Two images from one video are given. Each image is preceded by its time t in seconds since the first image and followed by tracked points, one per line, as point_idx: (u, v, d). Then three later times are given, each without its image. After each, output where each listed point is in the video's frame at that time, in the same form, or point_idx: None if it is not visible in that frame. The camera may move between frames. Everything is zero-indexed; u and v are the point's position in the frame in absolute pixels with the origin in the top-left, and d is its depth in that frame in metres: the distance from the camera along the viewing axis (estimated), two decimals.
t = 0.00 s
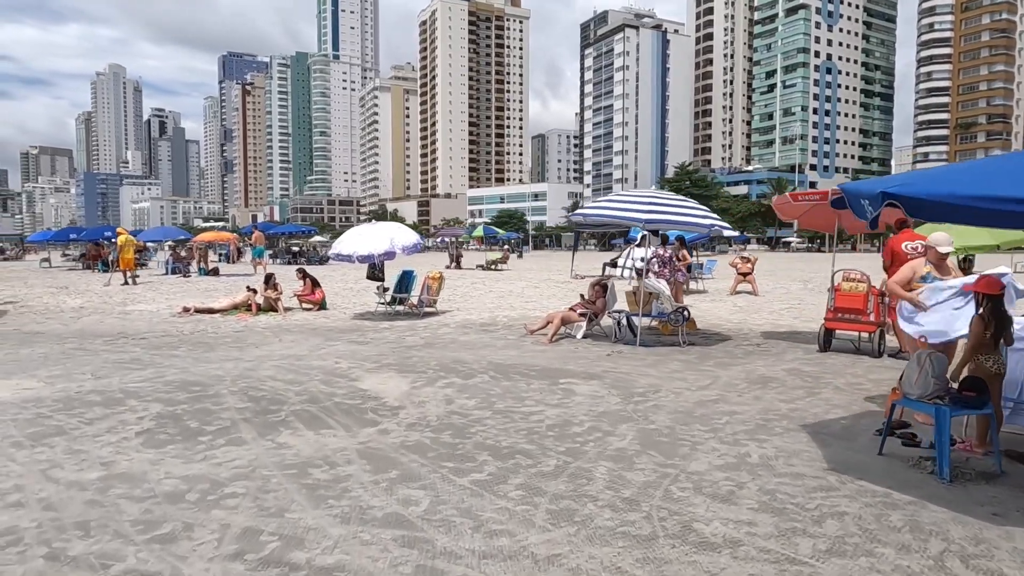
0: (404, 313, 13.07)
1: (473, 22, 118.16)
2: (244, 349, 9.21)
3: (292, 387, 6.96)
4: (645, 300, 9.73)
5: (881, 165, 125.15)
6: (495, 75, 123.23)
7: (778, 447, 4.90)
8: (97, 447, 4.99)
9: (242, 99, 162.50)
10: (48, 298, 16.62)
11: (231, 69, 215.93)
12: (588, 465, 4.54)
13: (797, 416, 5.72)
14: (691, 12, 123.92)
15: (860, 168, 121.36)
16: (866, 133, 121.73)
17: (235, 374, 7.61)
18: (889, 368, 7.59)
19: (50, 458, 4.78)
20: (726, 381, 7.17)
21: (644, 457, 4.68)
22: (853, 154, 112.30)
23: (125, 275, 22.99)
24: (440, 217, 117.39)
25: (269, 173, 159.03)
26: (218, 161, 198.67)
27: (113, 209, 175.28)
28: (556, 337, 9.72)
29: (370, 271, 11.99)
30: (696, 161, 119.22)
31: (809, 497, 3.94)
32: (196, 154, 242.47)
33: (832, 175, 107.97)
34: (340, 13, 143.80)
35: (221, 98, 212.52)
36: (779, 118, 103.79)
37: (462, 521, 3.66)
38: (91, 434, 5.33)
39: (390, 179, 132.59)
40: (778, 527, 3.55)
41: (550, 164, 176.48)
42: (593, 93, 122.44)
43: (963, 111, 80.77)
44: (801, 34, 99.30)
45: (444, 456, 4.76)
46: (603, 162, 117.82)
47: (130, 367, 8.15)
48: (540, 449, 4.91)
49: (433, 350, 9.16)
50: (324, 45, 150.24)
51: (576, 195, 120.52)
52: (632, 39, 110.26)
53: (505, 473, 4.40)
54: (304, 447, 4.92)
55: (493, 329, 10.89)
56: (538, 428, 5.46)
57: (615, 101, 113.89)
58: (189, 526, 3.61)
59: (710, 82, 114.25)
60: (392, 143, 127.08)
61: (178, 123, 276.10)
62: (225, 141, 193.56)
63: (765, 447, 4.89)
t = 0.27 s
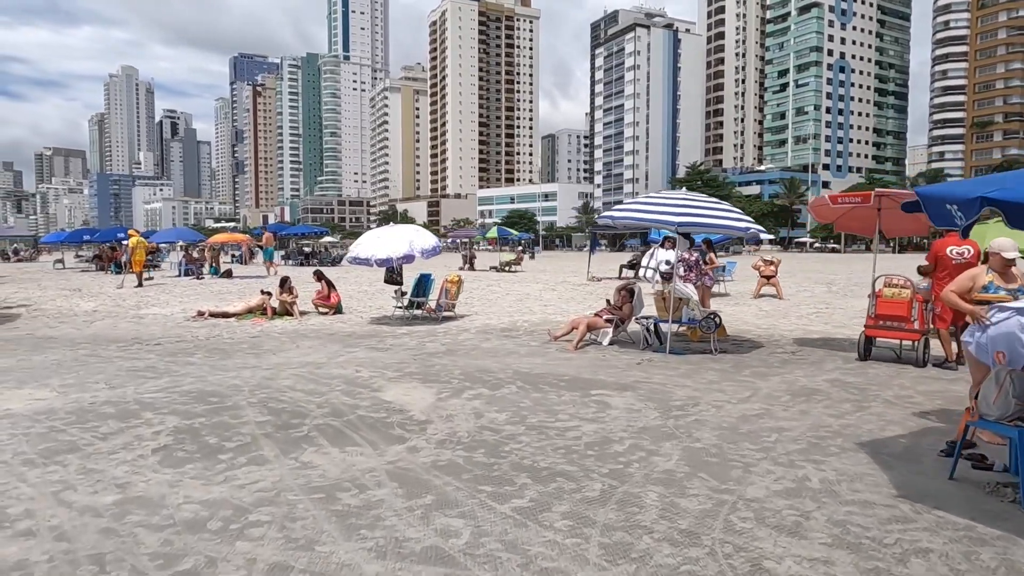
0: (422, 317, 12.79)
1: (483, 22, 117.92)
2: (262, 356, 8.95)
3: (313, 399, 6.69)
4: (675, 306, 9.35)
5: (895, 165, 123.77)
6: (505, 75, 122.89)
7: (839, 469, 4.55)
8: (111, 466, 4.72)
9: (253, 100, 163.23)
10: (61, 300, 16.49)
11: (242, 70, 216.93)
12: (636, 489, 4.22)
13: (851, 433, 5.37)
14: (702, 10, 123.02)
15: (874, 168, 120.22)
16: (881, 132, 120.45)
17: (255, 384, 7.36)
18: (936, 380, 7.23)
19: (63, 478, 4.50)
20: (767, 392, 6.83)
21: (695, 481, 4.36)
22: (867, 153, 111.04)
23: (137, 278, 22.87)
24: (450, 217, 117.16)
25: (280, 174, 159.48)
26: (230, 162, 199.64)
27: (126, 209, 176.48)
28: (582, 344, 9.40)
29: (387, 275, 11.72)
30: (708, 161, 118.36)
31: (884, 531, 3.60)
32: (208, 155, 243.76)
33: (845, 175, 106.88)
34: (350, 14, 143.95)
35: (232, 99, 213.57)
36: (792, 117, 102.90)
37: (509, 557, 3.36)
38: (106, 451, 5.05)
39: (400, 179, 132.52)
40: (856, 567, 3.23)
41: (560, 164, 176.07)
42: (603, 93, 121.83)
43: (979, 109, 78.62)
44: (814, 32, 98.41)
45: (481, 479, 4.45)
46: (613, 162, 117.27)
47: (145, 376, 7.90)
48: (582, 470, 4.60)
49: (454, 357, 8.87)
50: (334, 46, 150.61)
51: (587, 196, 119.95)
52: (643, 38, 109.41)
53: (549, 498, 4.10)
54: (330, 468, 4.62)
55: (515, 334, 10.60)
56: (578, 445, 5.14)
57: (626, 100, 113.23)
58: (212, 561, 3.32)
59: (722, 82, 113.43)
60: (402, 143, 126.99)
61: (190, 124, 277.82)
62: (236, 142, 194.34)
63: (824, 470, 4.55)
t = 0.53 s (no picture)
0: (438, 317, 12.49)
1: (494, 22, 117.75)
2: (276, 357, 8.63)
3: (331, 401, 6.36)
4: (705, 306, 8.95)
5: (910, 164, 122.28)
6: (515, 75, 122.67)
7: (907, 481, 4.17)
8: (120, 473, 4.41)
9: (264, 101, 163.82)
10: (73, 299, 16.31)
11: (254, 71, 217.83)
12: (688, 503, 3.86)
13: (914, 443, 4.96)
14: (714, 9, 122.21)
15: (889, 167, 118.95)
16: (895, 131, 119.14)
17: (271, 385, 7.05)
18: (991, 383, 6.78)
19: (66, 488, 4.17)
20: (810, 395, 6.47)
21: (753, 495, 3.98)
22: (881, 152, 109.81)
23: (148, 277, 22.72)
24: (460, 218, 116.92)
25: (291, 175, 160.00)
26: (241, 162, 200.61)
27: (139, 210, 177.70)
28: (607, 344, 9.07)
29: (404, 272, 11.40)
30: (720, 160, 117.51)
31: (970, 554, 3.23)
32: (220, 156, 245.01)
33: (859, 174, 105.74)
34: (361, 15, 144.19)
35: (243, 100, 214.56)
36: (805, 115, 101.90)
37: None
38: (114, 457, 4.75)
39: (410, 179, 132.55)
40: None
41: (571, 163, 175.51)
42: (614, 93, 121.28)
43: (996, 107, 77.30)
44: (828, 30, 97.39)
45: (516, 491, 4.08)
46: (625, 162, 116.60)
47: (156, 376, 7.61)
48: (625, 481, 4.24)
49: (475, 358, 8.53)
50: (345, 47, 150.92)
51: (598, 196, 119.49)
52: (655, 37, 108.68)
53: (593, 515, 3.73)
54: (353, 478, 4.28)
55: (536, 334, 10.25)
56: (617, 454, 4.78)
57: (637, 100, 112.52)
58: None
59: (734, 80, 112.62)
60: (412, 143, 127.02)
61: (202, 125, 279.25)
62: (248, 143, 195.36)
63: (890, 482, 4.17)
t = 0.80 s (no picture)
0: (457, 322, 12.18)
1: (504, 22, 117.51)
2: (293, 365, 8.33)
3: (352, 416, 6.05)
4: (741, 313, 8.55)
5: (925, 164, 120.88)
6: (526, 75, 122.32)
7: (991, 516, 3.79)
8: (132, 501, 4.10)
9: (275, 102, 164.54)
10: (85, 302, 16.09)
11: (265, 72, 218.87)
12: (754, 541, 3.50)
13: (988, 468, 4.57)
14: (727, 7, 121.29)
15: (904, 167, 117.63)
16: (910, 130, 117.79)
17: (291, 397, 6.74)
18: None
19: (76, 518, 3.86)
20: (860, 411, 6.07)
21: (825, 532, 3.60)
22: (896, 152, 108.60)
23: (160, 278, 22.50)
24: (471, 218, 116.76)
25: (302, 175, 160.47)
26: (253, 163, 201.64)
27: (151, 211, 178.92)
28: (635, 353, 8.72)
29: (423, 277, 11.10)
30: (732, 160, 116.63)
31: None
32: (231, 157, 246.32)
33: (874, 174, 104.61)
34: (372, 15, 144.42)
35: (255, 101, 215.52)
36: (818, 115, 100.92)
37: None
38: (126, 481, 4.44)
39: (421, 180, 132.56)
40: None
41: (581, 164, 175.16)
42: (626, 93, 120.73)
43: (1014, 106, 76.08)
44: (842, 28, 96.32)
45: (564, 524, 3.73)
46: (636, 162, 116.00)
47: (169, 387, 7.33)
48: (680, 514, 3.88)
49: (500, 367, 8.20)
50: (355, 48, 151.36)
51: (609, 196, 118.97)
52: (666, 36, 107.95)
53: (649, 554, 3.39)
54: (382, 507, 3.94)
55: (559, 342, 9.91)
56: (664, 479, 4.41)
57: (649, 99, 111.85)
58: None
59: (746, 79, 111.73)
60: (423, 144, 127.03)
61: (214, 126, 280.85)
62: (259, 143, 196.23)
63: (973, 516, 3.79)
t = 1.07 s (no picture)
0: (478, 322, 11.88)
1: (515, 22, 117.23)
2: (316, 366, 8.02)
3: (381, 420, 5.73)
4: (781, 312, 8.19)
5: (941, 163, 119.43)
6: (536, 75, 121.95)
7: None
8: (154, 512, 3.80)
9: (286, 103, 165.11)
10: (100, 301, 15.94)
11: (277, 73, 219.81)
12: (841, 563, 3.16)
13: None
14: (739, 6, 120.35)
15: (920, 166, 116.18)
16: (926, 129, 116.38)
17: (318, 399, 6.44)
18: None
19: (96, 531, 3.57)
20: (924, 416, 5.68)
21: (917, 552, 3.25)
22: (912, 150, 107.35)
23: (173, 277, 22.29)
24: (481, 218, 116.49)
25: (313, 175, 160.83)
26: (264, 164, 202.43)
27: (164, 211, 179.98)
28: (670, 352, 8.38)
29: (445, 276, 10.79)
30: (744, 159, 115.72)
31: None
32: (243, 157, 247.48)
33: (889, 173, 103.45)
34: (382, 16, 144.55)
35: (266, 102, 216.45)
36: (832, 113, 99.79)
37: None
38: (148, 488, 4.16)
39: (431, 180, 132.44)
40: None
41: (592, 163, 174.53)
42: (637, 92, 120.11)
43: None
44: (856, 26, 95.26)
45: (626, 542, 3.40)
46: (647, 162, 115.24)
47: (189, 388, 7.05)
48: (751, 529, 3.54)
49: (530, 368, 7.86)
50: (366, 49, 151.71)
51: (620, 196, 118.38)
52: (678, 35, 107.19)
53: None
54: (426, 523, 3.61)
55: (587, 342, 9.57)
56: (726, 489, 4.07)
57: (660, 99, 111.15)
58: None
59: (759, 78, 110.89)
60: (433, 144, 126.91)
61: (226, 126, 282.41)
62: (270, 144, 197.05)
63: None
